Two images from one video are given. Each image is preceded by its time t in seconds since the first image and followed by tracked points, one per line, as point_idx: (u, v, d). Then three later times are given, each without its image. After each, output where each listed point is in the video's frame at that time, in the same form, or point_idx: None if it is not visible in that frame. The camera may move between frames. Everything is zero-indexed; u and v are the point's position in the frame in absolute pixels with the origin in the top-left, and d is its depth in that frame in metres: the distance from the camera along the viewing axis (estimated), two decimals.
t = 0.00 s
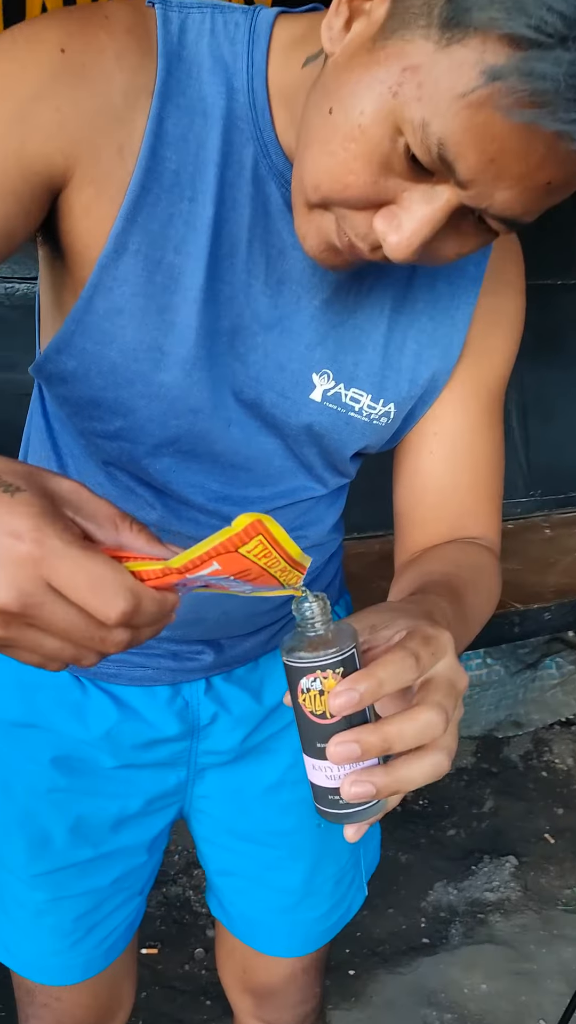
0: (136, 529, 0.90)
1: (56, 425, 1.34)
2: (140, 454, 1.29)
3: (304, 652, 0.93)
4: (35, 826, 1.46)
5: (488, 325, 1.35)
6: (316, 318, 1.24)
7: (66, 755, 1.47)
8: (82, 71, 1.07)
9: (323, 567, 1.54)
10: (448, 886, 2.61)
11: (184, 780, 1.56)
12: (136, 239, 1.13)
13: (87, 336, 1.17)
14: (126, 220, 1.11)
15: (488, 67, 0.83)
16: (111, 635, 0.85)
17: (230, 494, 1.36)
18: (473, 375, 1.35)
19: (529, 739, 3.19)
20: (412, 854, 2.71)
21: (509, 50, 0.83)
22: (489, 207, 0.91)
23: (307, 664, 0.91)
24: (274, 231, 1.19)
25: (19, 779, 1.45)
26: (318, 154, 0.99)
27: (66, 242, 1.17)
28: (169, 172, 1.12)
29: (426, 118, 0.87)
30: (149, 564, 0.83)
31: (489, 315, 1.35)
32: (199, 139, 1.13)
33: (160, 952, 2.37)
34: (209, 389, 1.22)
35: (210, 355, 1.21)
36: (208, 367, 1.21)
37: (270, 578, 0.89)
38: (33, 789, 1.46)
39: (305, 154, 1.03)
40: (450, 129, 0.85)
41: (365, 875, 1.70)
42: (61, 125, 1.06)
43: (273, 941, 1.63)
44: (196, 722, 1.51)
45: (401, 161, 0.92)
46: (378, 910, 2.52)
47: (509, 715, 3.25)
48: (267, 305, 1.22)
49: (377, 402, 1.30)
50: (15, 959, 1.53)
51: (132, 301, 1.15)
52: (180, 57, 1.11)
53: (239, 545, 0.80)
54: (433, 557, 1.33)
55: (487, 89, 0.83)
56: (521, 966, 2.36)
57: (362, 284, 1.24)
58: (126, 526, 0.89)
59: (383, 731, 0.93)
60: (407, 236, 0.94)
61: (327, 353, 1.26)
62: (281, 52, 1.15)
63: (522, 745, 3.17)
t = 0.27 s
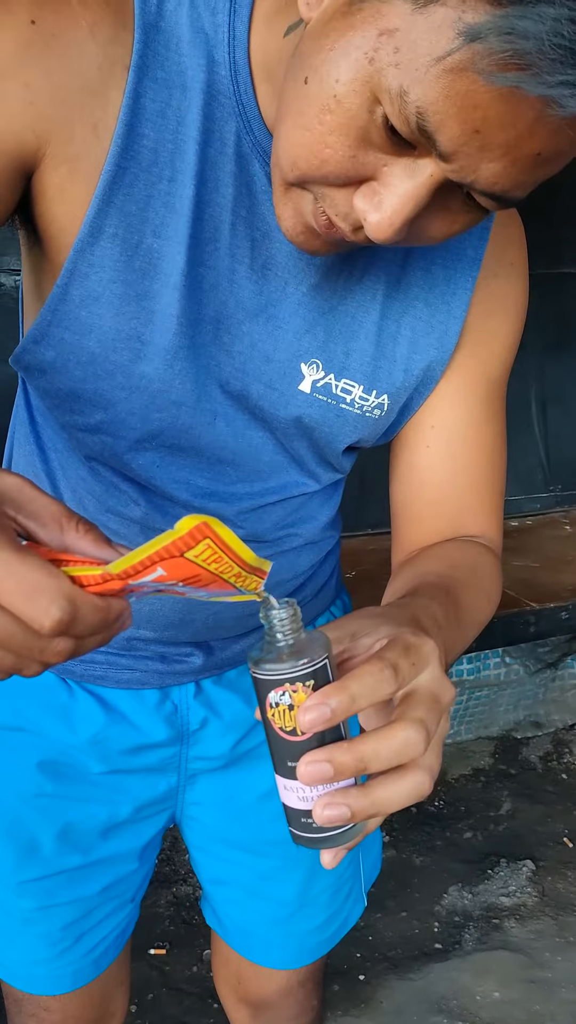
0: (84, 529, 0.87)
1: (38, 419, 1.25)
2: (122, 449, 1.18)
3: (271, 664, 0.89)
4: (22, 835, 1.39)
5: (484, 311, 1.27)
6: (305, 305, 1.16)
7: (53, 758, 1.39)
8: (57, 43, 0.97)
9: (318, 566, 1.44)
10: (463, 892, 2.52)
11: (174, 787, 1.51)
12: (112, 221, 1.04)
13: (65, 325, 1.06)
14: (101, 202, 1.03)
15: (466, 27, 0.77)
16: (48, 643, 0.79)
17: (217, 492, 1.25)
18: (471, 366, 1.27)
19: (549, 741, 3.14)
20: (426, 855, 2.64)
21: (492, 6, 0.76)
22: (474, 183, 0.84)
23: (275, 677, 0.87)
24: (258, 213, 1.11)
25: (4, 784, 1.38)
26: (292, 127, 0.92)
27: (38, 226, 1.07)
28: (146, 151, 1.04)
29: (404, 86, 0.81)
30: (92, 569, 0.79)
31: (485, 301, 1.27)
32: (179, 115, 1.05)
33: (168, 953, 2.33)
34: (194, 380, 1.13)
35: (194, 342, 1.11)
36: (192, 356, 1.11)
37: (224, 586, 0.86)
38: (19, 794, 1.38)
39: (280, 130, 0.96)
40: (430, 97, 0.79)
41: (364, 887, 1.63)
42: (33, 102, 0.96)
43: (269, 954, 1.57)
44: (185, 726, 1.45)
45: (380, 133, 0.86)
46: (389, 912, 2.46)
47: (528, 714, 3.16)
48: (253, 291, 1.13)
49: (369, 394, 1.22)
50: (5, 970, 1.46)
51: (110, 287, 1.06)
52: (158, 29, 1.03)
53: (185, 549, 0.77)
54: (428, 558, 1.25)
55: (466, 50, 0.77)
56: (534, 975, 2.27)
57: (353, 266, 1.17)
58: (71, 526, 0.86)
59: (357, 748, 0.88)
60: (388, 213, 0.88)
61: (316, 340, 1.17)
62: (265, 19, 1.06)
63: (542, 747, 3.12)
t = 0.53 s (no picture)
0: (80, 529, 0.85)
1: (42, 416, 1.22)
2: (127, 447, 1.12)
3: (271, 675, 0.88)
4: (26, 835, 1.39)
5: (494, 306, 1.23)
6: (311, 299, 1.09)
7: (58, 759, 1.39)
8: (58, 32, 0.91)
9: (326, 564, 1.39)
10: (478, 890, 2.50)
11: (180, 787, 1.49)
12: (115, 213, 0.97)
13: (67, 320, 1.00)
14: (104, 193, 0.96)
15: (473, 20, 0.73)
16: (41, 645, 0.78)
17: (223, 489, 1.20)
18: (481, 364, 1.23)
19: (566, 739, 3.10)
20: (441, 854, 2.62)
21: None
22: (481, 179, 0.81)
23: (274, 689, 0.86)
24: (263, 205, 1.04)
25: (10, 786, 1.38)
26: (297, 121, 0.88)
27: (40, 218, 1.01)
28: (150, 142, 0.97)
29: (410, 78, 0.77)
30: (86, 571, 0.77)
31: (495, 296, 1.23)
32: (183, 104, 0.98)
33: (180, 951, 2.32)
34: (198, 377, 1.06)
35: (197, 337, 1.04)
36: (196, 352, 1.04)
37: (223, 584, 0.83)
38: (25, 793, 1.38)
39: (284, 125, 0.92)
40: (436, 91, 0.75)
41: (374, 888, 1.61)
42: (37, 93, 0.90)
43: (278, 957, 1.55)
44: (191, 727, 1.44)
45: (386, 127, 0.82)
46: (404, 911, 2.44)
47: (545, 711, 3.15)
48: (258, 287, 1.06)
49: (377, 391, 1.15)
50: (11, 970, 1.46)
51: (111, 283, 0.99)
52: (163, 18, 0.97)
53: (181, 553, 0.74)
54: (437, 559, 1.22)
55: (473, 42, 0.73)
56: (550, 976, 2.24)
57: (362, 262, 1.10)
58: (67, 527, 0.83)
59: (358, 762, 0.86)
60: (394, 209, 0.84)
61: (323, 335, 1.10)
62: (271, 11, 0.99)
63: (558, 744, 3.08)
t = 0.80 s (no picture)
0: (89, 535, 0.83)
1: (49, 415, 1.20)
2: (135, 446, 1.11)
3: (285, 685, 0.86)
4: (36, 835, 1.39)
5: (506, 305, 1.21)
6: (322, 298, 1.07)
7: (67, 760, 1.38)
8: (67, 27, 0.89)
9: (335, 563, 1.38)
10: (491, 891, 2.48)
11: (190, 787, 1.48)
12: (124, 211, 0.95)
13: (75, 319, 0.98)
14: (113, 191, 0.94)
15: (489, 20, 0.69)
16: (51, 655, 0.76)
17: (232, 489, 1.18)
18: (492, 362, 1.21)
19: None
20: (454, 854, 2.60)
21: None
22: (495, 180, 0.76)
23: (289, 700, 0.84)
24: (274, 202, 1.02)
25: (19, 787, 1.38)
26: (309, 118, 0.82)
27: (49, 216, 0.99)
28: (160, 139, 0.95)
29: (424, 80, 0.72)
30: (96, 579, 0.75)
31: (506, 295, 1.21)
32: (193, 100, 0.96)
33: (192, 951, 2.31)
34: (208, 377, 1.04)
35: (207, 337, 1.02)
36: (206, 352, 1.02)
37: (235, 593, 0.82)
38: (33, 795, 1.38)
39: (295, 123, 0.85)
40: (451, 92, 0.71)
41: (385, 889, 1.59)
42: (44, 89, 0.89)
43: (289, 959, 1.54)
44: (201, 727, 1.42)
45: (400, 129, 0.76)
46: (417, 912, 2.42)
47: (559, 710, 3.12)
48: (268, 285, 1.04)
49: (388, 390, 1.14)
50: (21, 970, 1.46)
51: (120, 282, 0.98)
52: (172, 13, 0.94)
53: (193, 563, 0.73)
54: (446, 561, 1.21)
55: (489, 43, 0.69)
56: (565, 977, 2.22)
57: (373, 260, 1.08)
58: (76, 533, 0.82)
59: (374, 771, 0.84)
60: (408, 211, 0.78)
61: (333, 334, 1.09)
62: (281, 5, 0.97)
63: (572, 743, 3.06)
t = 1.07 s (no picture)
0: (101, 540, 0.82)
1: (59, 415, 1.20)
2: (144, 447, 1.10)
3: (296, 689, 0.86)
4: (46, 834, 1.40)
5: (513, 306, 1.21)
6: (331, 299, 1.07)
7: (77, 761, 1.39)
8: (77, 30, 0.90)
9: (343, 563, 1.38)
10: (500, 890, 2.48)
11: (199, 788, 1.48)
12: (134, 213, 0.96)
13: (85, 321, 0.99)
14: (123, 193, 0.94)
15: (499, 26, 0.69)
16: (65, 659, 0.76)
17: (241, 489, 1.18)
18: (498, 363, 1.21)
19: None
20: (463, 854, 2.60)
21: (527, 5, 0.68)
22: (505, 184, 0.75)
23: (300, 705, 0.84)
24: (283, 203, 1.02)
25: (29, 787, 1.39)
26: (318, 124, 0.82)
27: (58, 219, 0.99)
28: (169, 141, 0.95)
29: (434, 84, 0.72)
30: (110, 584, 0.75)
31: (513, 297, 1.21)
32: (202, 102, 0.96)
33: (201, 951, 2.32)
34: (217, 379, 1.04)
35: (216, 338, 1.02)
36: (215, 353, 1.02)
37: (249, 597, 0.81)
38: (44, 795, 1.39)
39: (306, 125, 0.85)
40: (460, 97, 0.71)
41: (393, 890, 1.59)
42: (53, 91, 0.89)
43: (299, 959, 1.55)
44: (209, 728, 1.42)
45: (409, 133, 0.76)
46: (426, 911, 2.42)
47: (567, 710, 3.12)
48: (277, 286, 1.04)
49: (396, 391, 1.14)
50: (31, 969, 1.47)
51: (130, 283, 0.98)
52: (182, 16, 0.94)
53: (206, 567, 0.73)
54: (453, 563, 1.21)
55: (496, 50, 0.68)
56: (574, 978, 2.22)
57: (382, 262, 1.08)
58: (88, 537, 0.81)
59: (383, 779, 0.84)
60: (417, 213, 0.78)
61: (342, 336, 1.09)
62: (290, 9, 0.98)
63: None
